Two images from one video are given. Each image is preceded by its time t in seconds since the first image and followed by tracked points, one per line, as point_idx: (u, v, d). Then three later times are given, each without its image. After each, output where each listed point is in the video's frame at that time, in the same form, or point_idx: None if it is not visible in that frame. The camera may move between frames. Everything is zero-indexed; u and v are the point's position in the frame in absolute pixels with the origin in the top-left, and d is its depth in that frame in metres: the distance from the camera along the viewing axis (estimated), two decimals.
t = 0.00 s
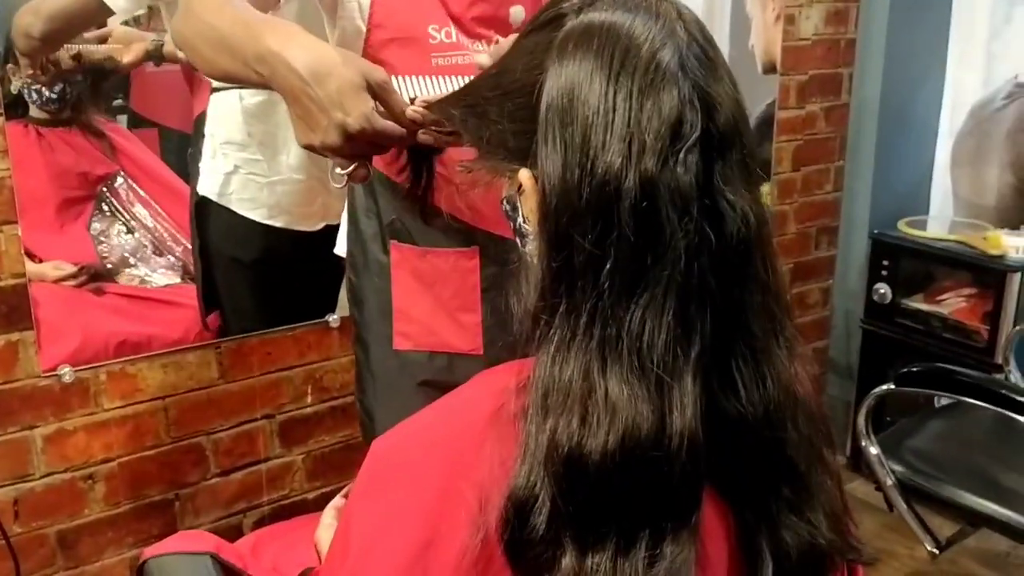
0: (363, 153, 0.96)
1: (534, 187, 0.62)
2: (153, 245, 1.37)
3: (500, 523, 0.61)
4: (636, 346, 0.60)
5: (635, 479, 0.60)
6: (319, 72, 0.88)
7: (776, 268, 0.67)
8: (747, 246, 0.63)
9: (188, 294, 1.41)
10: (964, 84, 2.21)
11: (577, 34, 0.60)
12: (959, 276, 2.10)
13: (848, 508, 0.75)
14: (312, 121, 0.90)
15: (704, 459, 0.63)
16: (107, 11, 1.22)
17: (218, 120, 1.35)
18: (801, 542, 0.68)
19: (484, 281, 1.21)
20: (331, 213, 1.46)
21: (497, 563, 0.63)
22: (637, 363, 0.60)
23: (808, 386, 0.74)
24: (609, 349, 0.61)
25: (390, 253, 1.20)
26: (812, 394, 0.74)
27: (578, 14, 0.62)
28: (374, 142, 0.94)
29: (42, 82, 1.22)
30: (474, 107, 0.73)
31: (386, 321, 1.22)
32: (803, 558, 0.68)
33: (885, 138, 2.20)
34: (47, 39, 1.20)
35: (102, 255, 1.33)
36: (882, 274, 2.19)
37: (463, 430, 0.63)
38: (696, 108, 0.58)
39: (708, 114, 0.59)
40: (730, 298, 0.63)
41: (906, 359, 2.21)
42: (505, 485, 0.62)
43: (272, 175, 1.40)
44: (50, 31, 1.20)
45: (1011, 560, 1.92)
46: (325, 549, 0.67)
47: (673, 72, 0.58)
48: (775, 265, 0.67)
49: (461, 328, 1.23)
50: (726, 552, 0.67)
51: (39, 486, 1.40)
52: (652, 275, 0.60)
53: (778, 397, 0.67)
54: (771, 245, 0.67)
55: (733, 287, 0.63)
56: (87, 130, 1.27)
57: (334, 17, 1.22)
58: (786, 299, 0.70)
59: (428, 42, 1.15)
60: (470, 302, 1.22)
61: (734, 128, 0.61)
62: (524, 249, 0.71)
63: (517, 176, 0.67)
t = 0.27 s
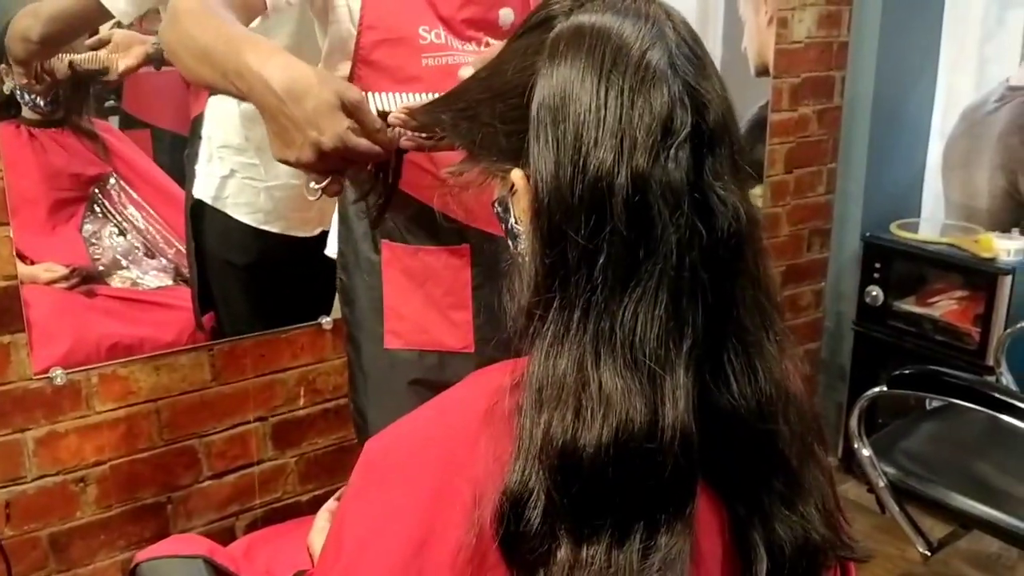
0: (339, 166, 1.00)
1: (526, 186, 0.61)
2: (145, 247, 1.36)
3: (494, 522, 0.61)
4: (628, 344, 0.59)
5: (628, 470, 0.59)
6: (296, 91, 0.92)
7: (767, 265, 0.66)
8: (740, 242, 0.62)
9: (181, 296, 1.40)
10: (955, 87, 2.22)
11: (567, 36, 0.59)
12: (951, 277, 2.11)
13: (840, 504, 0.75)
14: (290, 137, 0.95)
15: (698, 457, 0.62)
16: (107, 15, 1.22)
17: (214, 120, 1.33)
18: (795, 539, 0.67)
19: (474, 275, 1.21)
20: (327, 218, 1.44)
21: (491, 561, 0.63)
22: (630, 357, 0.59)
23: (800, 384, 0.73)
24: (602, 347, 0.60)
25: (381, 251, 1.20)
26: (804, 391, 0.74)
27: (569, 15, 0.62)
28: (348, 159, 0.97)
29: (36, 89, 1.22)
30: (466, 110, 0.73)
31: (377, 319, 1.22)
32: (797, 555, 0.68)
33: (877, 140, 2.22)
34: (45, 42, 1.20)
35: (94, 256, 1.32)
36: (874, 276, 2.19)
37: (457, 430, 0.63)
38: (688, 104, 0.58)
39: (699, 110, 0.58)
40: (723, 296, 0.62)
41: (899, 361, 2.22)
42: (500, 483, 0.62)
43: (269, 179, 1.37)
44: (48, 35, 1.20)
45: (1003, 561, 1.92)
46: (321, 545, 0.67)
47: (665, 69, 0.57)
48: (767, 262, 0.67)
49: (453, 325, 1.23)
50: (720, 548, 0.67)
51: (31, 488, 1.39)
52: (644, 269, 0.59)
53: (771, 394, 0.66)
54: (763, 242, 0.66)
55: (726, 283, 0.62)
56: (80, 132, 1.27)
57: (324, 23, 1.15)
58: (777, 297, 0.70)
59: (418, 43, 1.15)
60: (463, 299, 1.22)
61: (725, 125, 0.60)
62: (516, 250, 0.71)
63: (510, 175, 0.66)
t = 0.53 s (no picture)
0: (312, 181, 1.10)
1: (517, 186, 0.61)
2: (131, 245, 1.35)
3: (485, 521, 0.61)
4: (618, 345, 0.59)
5: (619, 469, 0.59)
6: (273, 109, 1.01)
7: (757, 264, 0.66)
8: (730, 241, 0.62)
9: (169, 296, 1.40)
10: (943, 88, 2.21)
11: (556, 35, 0.59)
12: (938, 278, 2.12)
13: (830, 502, 0.75)
14: (264, 154, 1.05)
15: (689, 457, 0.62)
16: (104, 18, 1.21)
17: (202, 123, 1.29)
18: (786, 538, 0.67)
19: (463, 272, 1.23)
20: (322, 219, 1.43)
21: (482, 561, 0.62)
22: (620, 357, 0.59)
23: (791, 382, 0.73)
24: (592, 346, 0.59)
25: (369, 247, 1.20)
26: (795, 389, 0.73)
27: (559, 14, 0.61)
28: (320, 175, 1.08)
29: (28, 99, 1.21)
30: (454, 112, 0.72)
31: (367, 317, 1.22)
32: (789, 554, 0.68)
33: (864, 140, 2.22)
34: (39, 45, 1.20)
35: (80, 255, 1.31)
36: (862, 276, 2.20)
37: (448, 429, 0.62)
38: (677, 103, 0.57)
39: (688, 108, 0.58)
40: (713, 295, 0.62)
41: (887, 361, 2.23)
42: (491, 483, 0.61)
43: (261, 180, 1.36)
44: (43, 39, 1.20)
45: (989, 561, 1.93)
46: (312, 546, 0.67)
47: (654, 67, 0.57)
48: (757, 261, 0.66)
49: (442, 322, 1.25)
50: (711, 550, 0.67)
51: (16, 489, 1.38)
52: (634, 268, 0.58)
53: (761, 394, 0.66)
54: (753, 241, 0.66)
55: (716, 283, 0.62)
56: (66, 129, 1.26)
57: (313, 24, 1.15)
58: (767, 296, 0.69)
59: (407, 39, 1.15)
60: (451, 295, 1.24)
61: (714, 123, 0.60)
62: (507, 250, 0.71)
63: (501, 175, 0.66)
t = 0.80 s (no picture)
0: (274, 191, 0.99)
1: (514, 184, 0.61)
2: (121, 244, 1.34)
3: (483, 519, 0.61)
4: (616, 342, 0.59)
5: (617, 467, 0.59)
6: (230, 121, 0.93)
7: (754, 263, 0.66)
8: (728, 239, 0.62)
9: (159, 295, 1.39)
10: (932, 89, 2.22)
11: (554, 33, 0.59)
12: (926, 278, 2.13)
13: (825, 501, 0.75)
14: (224, 165, 0.96)
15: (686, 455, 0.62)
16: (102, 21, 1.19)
17: (194, 131, 1.26)
18: (782, 536, 0.67)
19: (457, 270, 1.23)
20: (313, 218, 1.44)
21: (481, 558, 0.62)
22: (619, 354, 0.59)
23: (787, 381, 0.73)
24: (590, 345, 0.59)
25: (364, 246, 1.20)
26: (790, 388, 0.74)
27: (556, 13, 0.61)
28: (279, 185, 0.97)
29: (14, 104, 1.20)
30: (450, 111, 0.72)
31: (360, 315, 1.21)
32: (785, 552, 0.68)
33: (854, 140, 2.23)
34: (36, 49, 1.20)
35: (69, 254, 1.30)
36: (852, 276, 2.22)
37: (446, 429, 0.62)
38: (675, 102, 0.57)
39: (686, 107, 0.58)
40: (710, 293, 0.62)
41: (876, 360, 2.24)
42: (488, 481, 0.61)
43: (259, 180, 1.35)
44: (41, 43, 1.19)
45: (978, 559, 1.94)
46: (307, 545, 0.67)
47: (652, 65, 0.57)
48: (753, 260, 0.66)
49: (434, 319, 1.25)
50: (709, 549, 0.67)
51: (5, 489, 1.37)
52: (632, 266, 0.58)
53: (758, 393, 0.66)
54: (749, 240, 0.66)
55: (713, 282, 0.62)
56: (54, 127, 1.25)
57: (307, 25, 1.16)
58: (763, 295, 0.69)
59: (399, 37, 1.15)
60: (444, 291, 1.24)
61: (712, 122, 0.60)
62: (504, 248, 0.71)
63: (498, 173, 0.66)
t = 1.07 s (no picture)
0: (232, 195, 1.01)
1: (522, 185, 0.61)
2: (121, 244, 1.33)
3: (491, 519, 0.61)
4: (624, 342, 0.59)
5: (625, 466, 0.60)
6: (180, 129, 0.97)
7: (760, 263, 0.66)
8: (734, 239, 0.62)
9: (160, 294, 1.39)
10: (931, 90, 2.23)
11: (562, 35, 0.59)
12: (925, 278, 2.12)
13: (831, 501, 0.75)
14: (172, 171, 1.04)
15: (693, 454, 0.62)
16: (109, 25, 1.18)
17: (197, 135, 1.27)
18: (789, 535, 0.68)
19: (459, 268, 1.21)
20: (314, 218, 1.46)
21: (489, 557, 0.62)
22: (626, 354, 0.59)
23: (793, 382, 0.73)
24: (598, 345, 0.60)
25: (365, 244, 1.21)
26: (796, 389, 0.74)
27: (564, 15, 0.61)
28: (238, 188, 0.98)
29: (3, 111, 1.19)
30: (457, 111, 0.72)
31: (362, 312, 1.23)
32: (792, 552, 0.68)
33: (854, 141, 2.23)
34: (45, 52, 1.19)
35: (70, 254, 1.29)
36: (851, 276, 2.23)
37: (454, 429, 0.62)
38: (682, 104, 0.57)
39: (693, 108, 0.58)
40: (717, 294, 0.62)
41: (875, 360, 2.24)
42: (496, 480, 0.61)
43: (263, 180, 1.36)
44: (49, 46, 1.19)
45: (978, 558, 1.95)
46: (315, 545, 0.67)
47: (661, 66, 0.57)
48: (759, 260, 0.67)
49: (437, 317, 1.25)
50: (715, 549, 0.67)
51: (6, 489, 1.38)
52: (640, 266, 0.59)
53: (764, 392, 0.66)
54: (756, 241, 0.66)
55: (721, 282, 0.62)
56: (54, 128, 1.24)
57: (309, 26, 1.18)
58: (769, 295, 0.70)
59: (401, 36, 1.15)
60: (446, 291, 1.23)
61: (719, 124, 0.60)
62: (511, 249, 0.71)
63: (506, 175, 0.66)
